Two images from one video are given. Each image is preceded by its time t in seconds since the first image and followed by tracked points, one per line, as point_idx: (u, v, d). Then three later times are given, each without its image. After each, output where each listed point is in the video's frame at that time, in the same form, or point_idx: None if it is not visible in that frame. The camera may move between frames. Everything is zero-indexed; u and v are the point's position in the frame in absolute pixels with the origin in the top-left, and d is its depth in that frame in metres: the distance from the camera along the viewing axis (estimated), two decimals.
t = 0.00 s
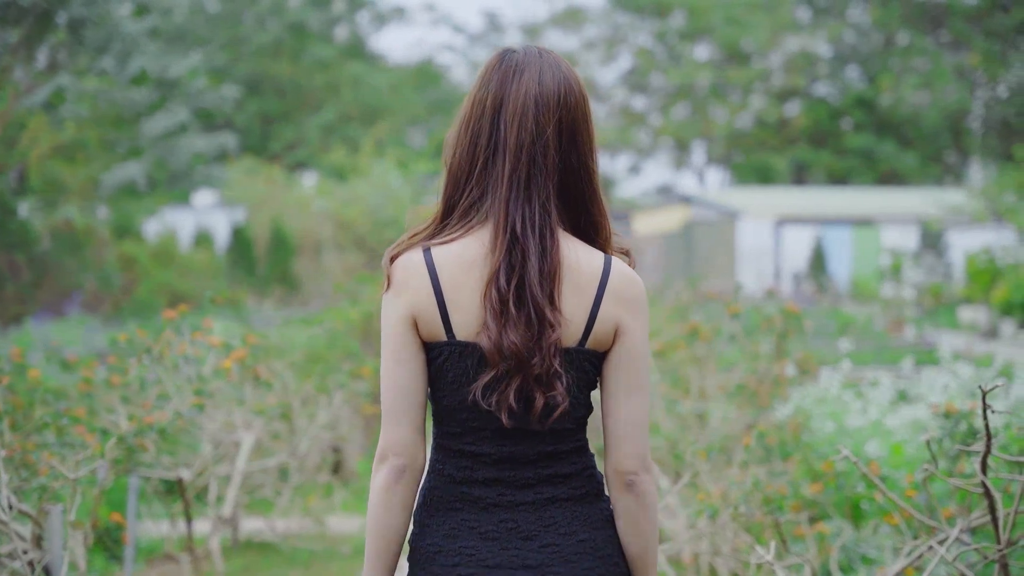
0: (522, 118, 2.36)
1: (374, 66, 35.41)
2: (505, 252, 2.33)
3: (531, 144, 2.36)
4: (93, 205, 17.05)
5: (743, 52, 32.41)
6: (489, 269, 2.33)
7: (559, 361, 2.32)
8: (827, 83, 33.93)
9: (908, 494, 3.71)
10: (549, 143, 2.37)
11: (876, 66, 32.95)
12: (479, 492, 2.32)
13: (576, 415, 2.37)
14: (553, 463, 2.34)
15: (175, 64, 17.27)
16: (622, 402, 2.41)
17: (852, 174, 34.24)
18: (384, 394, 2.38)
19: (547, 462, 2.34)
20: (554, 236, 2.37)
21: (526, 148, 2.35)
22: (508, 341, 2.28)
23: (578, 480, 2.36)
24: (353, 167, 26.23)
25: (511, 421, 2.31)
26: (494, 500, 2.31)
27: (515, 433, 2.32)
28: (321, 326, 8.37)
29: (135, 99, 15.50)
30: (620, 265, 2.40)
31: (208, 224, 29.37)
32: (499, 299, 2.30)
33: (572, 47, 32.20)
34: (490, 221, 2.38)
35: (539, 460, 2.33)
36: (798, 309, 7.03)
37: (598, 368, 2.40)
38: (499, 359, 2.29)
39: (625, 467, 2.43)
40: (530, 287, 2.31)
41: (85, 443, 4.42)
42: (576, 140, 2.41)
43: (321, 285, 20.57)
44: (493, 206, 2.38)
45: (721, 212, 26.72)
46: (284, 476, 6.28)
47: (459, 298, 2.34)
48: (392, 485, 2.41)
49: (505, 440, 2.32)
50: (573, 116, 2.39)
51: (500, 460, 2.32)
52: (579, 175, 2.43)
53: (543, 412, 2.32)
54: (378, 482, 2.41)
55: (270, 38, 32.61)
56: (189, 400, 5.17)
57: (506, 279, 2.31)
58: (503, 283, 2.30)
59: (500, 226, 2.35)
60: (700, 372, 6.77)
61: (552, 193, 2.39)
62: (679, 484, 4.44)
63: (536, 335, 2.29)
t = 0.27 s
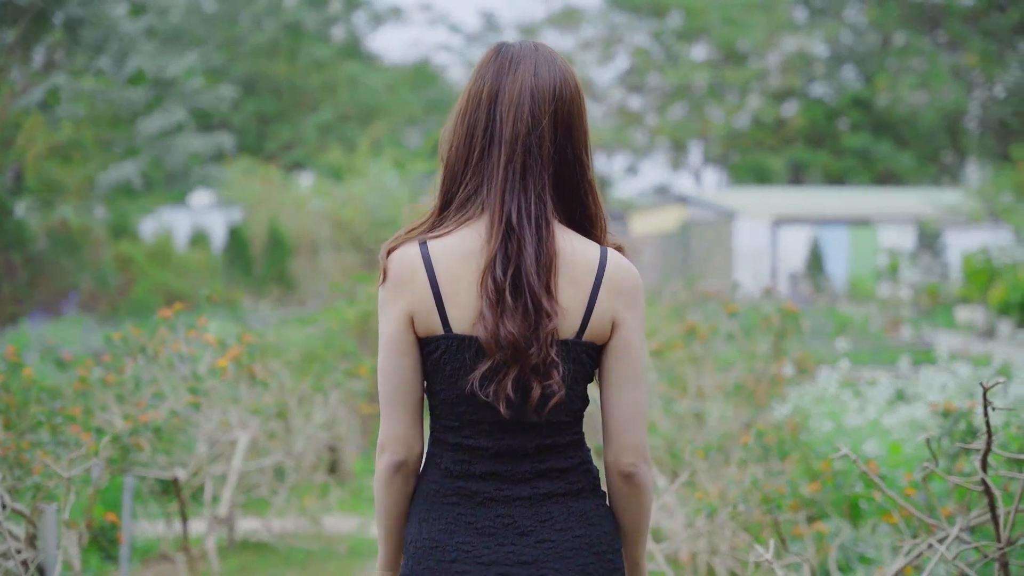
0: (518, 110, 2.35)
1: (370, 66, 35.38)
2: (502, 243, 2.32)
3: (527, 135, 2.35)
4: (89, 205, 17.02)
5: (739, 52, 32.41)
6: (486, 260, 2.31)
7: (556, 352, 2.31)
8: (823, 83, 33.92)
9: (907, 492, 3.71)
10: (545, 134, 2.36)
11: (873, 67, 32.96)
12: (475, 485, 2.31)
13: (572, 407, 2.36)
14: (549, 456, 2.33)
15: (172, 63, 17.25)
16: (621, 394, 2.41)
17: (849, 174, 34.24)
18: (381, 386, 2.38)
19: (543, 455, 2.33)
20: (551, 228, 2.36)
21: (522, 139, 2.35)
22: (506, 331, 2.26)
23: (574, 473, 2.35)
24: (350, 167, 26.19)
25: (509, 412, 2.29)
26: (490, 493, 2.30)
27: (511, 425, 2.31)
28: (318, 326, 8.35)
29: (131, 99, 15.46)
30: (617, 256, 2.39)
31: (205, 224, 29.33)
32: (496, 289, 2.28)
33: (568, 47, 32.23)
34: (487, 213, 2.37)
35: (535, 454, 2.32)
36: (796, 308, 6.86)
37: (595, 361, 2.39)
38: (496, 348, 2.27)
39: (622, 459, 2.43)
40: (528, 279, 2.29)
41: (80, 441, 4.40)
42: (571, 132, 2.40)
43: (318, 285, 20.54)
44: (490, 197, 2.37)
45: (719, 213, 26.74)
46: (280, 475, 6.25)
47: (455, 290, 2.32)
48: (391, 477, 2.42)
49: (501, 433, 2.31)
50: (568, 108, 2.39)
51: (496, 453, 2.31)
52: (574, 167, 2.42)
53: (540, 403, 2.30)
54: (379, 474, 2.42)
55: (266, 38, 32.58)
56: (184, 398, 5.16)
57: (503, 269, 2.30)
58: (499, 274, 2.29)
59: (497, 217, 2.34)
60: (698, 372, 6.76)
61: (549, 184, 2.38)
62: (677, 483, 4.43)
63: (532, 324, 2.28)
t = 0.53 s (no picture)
0: (514, 100, 2.34)
1: (367, 65, 35.34)
2: (500, 232, 2.31)
3: (525, 124, 2.34)
4: (85, 204, 16.98)
5: (736, 51, 32.45)
6: (484, 249, 2.31)
7: (554, 339, 2.29)
8: (821, 83, 33.64)
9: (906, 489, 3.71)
10: (542, 122, 2.35)
11: (870, 66, 32.97)
12: (470, 475, 2.31)
13: (571, 396, 2.35)
14: (545, 447, 2.33)
15: (168, 62, 17.22)
16: (619, 380, 2.39)
17: (846, 174, 34.25)
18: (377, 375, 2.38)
19: (539, 446, 2.32)
20: (550, 217, 2.34)
21: (519, 128, 2.34)
22: (505, 319, 2.25)
23: (569, 465, 2.34)
24: (347, 167, 26.16)
25: (507, 399, 2.28)
26: (485, 483, 2.30)
27: (508, 415, 2.30)
28: (315, 325, 8.32)
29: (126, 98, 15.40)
30: (616, 244, 2.37)
31: (201, 223, 29.29)
32: (495, 275, 2.27)
33: (565, 47, 32.24)
34: (484, 204, 2.36)
35: (531, 444, 2.31)
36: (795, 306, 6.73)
37: (592, 350, 2.37)
38: (495, 336, 2.26)
39: (620, 450, 2.43)
40: (525, 268, 2.28)
41: (75, 438, 4.38)
42: (569, 120, 2.39)
43: (315, 284, 20.53)
44: (488, 187, 2.36)
45: (715, 212, 26.67)
46: (277, 474, 6.23)
47: (452, 280, 2.32)
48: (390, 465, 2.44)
49: (498, 422, 2.30)
50: (565, 97, 2.38)
51: (492, 443, 2.30)
52: (572, 155, 2.41)
53: (538, 390, 2.29)
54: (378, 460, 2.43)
55: (263, 37, 32.56)
56: (181, 396, 5.16)
57: (500, 257, 2.29)
58: (497, 262, 2.28)
59: (495, 206, 2.33)
60: (696, 371, 6.75)
61: (547, 173, 2.37)
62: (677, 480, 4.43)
63: (530, 313, 2.27)
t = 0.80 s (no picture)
0: (513, 94, 2.33)
1: (365, 65, 35.34)
2: (498, 226, 2.30)
3: (525, 118, 2.33)
4: (81, 204, 16.94)
5: (734, 51, 32.44)
6: (482, 242, 2.30)
7: (550, 332, 2.28)
8: (818, 83, 33.64)
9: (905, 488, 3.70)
10: (541, 115, 2.34)
11: (867, 66, 33.03)
12: (464, 468, 2.30)
13: (568, 389, 2.33)
14: (539, 441, 2.31)
15: (166, 61, 17.19)
16: (616, 373, 2.37)
17: (843, 174, 34.27)
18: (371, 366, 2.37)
19: (534, 440, 2.31)
20: (547, 211, 2.33)
21: (518, 122, 2.33)
22: (501, 313, 2.25)
23: (563, 460, 2.33)
24: (345, 167, 26.14)
25: (502, 391, 2.27)
26: (478, 476, 2.29)
27: (505, 409, 2.29)
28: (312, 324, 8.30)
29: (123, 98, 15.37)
30: (614, 239, 2.36)
31: (198, 224, 29.26)
32: (493, 269, 2.26)
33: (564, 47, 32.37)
34: (483, 197, 2.35)
35: (526, 438, 2.30)
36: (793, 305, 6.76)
37: (590, 344, 2.36)
38: (492, 329, 2.25)
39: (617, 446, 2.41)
40: (521, 260, 2.27)
41: (71, 437, 4.35)
42: (569, 115, 2.38)
43: (312, 284, 20.51)
44: (487, 181, 2.35)
45: (712, 212, 26.66)
46: (274, 474, 6.21)
47: (450, 272, 2.31)
48: (386, 457, 2.43)
49: (493, 415, 2.29)
50: (564, 91, 2.37)
51: (487, 437, 2.29)
52: (570, 149, 2.40)
53: (533, 382, 2.28)
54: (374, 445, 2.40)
55: (261, 37, 32.55)
56: (178, 395, 5.14)
57: (498, 251, 2.28)
58: (495, 256, 2.27)
59: (494, 200, 2.32)
60: (694, 371, 6.75)
61: (546, 166, 2.36)
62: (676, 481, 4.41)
63: (526, 306, 2.26)
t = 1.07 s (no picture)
0: (510, 90, 2.32)
1: (361, 64, 35.29)
2: (494, 223, 2.28)
3: (523, 115, 2.32)
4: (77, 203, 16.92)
5: (732, 49, 32.03)
6: (478, 239, 2.29)
7: (544, 327, 2.27)
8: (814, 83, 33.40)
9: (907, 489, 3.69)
10: (539, 113, 2.33)
11: (864, 67, 33.08)
12: (459, 463, 2.28)
13: (564, 386, 2.31)
14: (534, 437, 2.29)
15: (162, 60, 17.18)
16: (613, 368, 2.33)
17: (839, 174, 34.31)
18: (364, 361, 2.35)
19: (529, 436, 2.29)
20: (544, 209, 2.31)
21: (515, 119, 2.32)
22: (496, 308, 2.23)
23: (558, 457, 2.31)
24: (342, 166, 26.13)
25: (496, 387, 2.26)
26: (473, 472, 2.28)
27: (502, 404, 2.27)
28: (309, 323, 8.28)
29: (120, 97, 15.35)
30: (610, 236, 2.33)
31: (195, 223, 29.21)
32: (490, 266, 2.25)
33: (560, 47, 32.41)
34: (481, 194, 2.34)
35: (521, 435, 2.28)
36: (791, 304, 6.76)
37: (585, 341, 2.33)
38: (486, 325, 2.24)
39: (614, 445, 2.39)
40: (517, 258, 2.26)
41: (67, 436, 4.33)
42: (567, 113, 2.37)
43: (309, 284, 20.50)
44: (485, 177, 2.34)
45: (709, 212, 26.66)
46: (271, 474, 6.20)
47: (446, 268, 2.30)
48: (380, 452, 2.41)
49: (489, 412, 2.28)
50: (561, 89, 2.35)
51: (482, 433, 2.28)
52: (567, 147, 2.38)
53: (527, 377, 2.26)
54: (371, 437, 2.38)
55: (257, 36, 32.53)
56: (174, 394, 5.12)
57: (494, 247, 2.27)
58: (492, 253, 2.26)
59: (490, 197, 2.31)
60: (692, 369, 6.74)
61: (544, 164, 2.34)
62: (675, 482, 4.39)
63: (520, 302, 2.25)
